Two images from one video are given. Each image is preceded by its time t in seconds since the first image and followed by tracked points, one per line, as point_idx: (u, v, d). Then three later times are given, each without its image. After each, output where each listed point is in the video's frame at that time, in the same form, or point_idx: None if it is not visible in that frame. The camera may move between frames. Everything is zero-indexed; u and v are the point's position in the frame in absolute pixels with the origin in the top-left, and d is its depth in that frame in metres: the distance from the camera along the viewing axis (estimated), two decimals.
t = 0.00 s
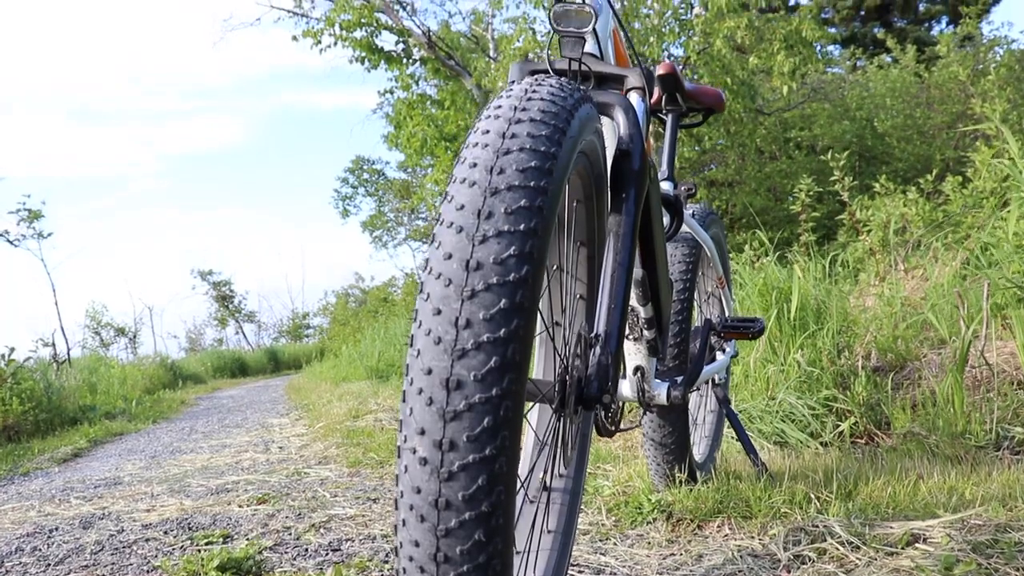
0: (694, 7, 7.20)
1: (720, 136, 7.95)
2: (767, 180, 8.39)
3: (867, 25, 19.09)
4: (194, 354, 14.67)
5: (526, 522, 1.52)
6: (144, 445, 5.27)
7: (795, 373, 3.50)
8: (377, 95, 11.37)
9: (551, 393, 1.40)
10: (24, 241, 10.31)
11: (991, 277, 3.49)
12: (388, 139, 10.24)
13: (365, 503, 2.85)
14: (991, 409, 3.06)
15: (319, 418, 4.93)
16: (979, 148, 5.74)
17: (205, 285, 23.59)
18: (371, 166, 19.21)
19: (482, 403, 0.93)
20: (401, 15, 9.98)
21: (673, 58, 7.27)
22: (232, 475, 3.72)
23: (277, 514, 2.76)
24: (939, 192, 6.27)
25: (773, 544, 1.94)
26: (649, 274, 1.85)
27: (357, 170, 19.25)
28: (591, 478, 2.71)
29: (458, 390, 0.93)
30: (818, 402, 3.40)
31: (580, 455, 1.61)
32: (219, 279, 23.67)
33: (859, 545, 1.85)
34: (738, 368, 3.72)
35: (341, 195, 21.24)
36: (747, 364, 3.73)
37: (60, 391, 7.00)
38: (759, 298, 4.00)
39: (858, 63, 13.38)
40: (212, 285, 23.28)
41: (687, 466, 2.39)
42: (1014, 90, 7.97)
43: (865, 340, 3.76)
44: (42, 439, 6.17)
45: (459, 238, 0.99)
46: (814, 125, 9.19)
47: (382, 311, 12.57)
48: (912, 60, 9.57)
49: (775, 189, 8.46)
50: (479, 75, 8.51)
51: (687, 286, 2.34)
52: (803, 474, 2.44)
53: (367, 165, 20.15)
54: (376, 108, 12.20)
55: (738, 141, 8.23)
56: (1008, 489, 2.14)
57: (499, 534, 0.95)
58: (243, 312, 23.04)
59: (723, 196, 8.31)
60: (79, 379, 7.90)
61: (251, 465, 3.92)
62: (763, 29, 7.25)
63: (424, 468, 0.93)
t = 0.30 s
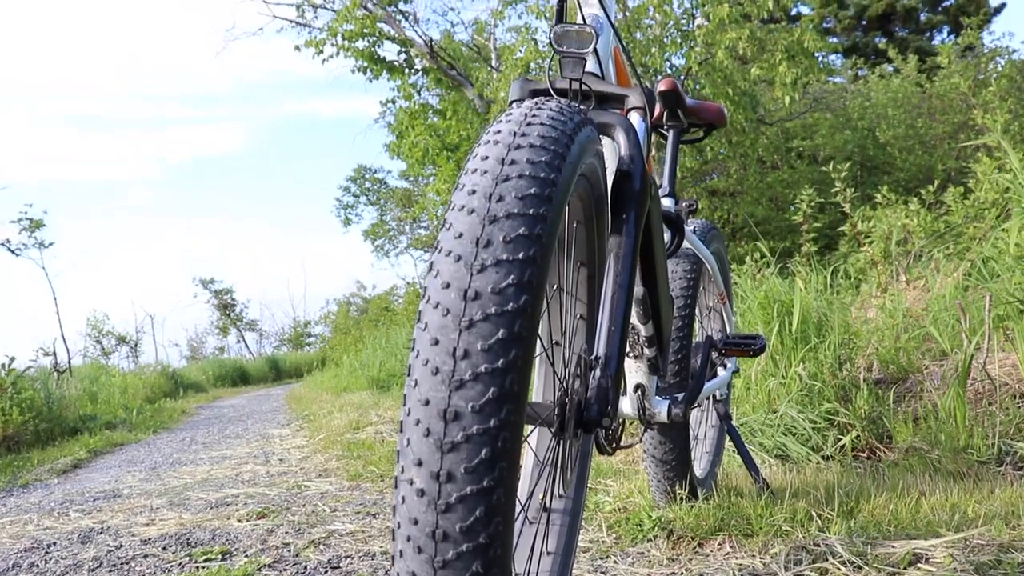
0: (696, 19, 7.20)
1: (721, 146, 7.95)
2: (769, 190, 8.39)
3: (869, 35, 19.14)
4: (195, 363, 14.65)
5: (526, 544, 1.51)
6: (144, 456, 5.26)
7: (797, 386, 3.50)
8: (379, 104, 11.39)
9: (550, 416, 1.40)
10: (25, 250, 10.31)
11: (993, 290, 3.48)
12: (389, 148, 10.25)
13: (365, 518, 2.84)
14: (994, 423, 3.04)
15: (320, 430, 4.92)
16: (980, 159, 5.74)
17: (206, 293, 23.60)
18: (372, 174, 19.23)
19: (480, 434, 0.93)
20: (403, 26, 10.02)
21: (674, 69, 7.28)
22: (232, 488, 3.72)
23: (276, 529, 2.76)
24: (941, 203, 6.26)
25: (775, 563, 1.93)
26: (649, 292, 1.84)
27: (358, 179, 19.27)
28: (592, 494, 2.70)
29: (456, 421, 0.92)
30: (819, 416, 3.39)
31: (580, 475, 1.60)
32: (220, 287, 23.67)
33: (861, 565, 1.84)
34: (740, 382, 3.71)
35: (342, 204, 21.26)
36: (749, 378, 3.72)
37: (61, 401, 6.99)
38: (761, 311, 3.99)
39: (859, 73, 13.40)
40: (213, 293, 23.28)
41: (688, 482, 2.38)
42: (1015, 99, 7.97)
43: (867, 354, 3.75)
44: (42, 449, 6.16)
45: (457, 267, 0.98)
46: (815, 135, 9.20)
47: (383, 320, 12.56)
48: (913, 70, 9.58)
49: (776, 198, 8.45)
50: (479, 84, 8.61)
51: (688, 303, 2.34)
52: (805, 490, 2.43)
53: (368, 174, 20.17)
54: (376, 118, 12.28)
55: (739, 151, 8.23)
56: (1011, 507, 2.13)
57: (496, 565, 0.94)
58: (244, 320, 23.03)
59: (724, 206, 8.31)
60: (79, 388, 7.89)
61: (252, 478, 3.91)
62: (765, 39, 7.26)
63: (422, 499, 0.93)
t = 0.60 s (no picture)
0: (695, 25, 7.21)
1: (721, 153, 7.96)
2: (768, 196, 8.40)
3: (867, 40, 19.20)
4: (194, 369, 14.63)
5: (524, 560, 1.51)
6: (143, 464, 5.25)
7: (796, 395, 3.49)
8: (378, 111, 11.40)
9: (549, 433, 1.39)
10: (24, 257, 10.28)
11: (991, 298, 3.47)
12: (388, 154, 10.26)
13: (363, 529, 2.83)
14: (994, 433, 3.03)
15: (319, 438, 4.92)
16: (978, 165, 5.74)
17: (205, 299, 23.59)
18: (372, 180, 19.24)
19: (477, 457, 0.93)
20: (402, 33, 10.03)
21: (673, 75, 7.29)
22: (231, 498, 3.71)
23: (275, 540, 2.75)
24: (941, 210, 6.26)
25: None
26: (648, 304, 1.84)
27: (358, 185, 19.28)
28: (591, 504, 2.69)
29: (453, 444, 0.92)
30: (819, 425, 3.38)
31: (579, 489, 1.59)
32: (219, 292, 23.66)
33: None
34: (739, 390, 3.71)
35: (341, 210, 21.29)
36: (748, 386, 3.72)
37: (59, 408, 6.98)
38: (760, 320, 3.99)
39: (857, 78, 13.43)
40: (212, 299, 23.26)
41: (687, 493, 2.38)
42: (1013, 105, 7.98)
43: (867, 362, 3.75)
44: (42, 457, 6.15)
45: (454, 289, 0.98)
46: (814, 141, 9.21)
47: (383, 326, 12.55)
48: (912, 76, 9.60)
49: (776, 205, 8.46)
50: (479, 91, 8.63)
51: (686, 314, 2.34)
52: (804, 501, 2.42)
53: (368, 180, 20.18)
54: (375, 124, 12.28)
55: (738, 157, 8.24)
56: (1011, 518, 2.13)
57: None
58: (243, 326, 23.02)
59: (724, 211, 8.31)
60: (78, 395, 7.88)
61: (251, 487, 3.90)
62: (764, 46, 7.26)
63: (419, 522, 0.93)
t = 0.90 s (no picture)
0: (695, 30, 7.17)
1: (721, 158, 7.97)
2: (768, 202, 8.41)
3: (867, 44, 19.24)
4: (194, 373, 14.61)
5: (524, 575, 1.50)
6: (143, 470, 5.25)
7: (797, 403, 3.49)
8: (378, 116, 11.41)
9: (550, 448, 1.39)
10: (25, 262, 10.27)
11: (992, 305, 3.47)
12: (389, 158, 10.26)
13: (364, 538, 2.83)
14: (995, 443, 3.03)
15: (319, 444, 4.91)
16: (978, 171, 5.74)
17: (205, 303, 23.59)
18: (372, 184, 19.25)
19: (479, 479, 0.92)
20: (402, 38, 10.04)
21: (673, 81, 7.30)
22: (231, 505, 3.71)
23: (275, 549, 2.75)
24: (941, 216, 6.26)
25: None
26: (649, 315, 1.83)
27: (358, 189, 19.30)
28: (591, 514, 2.69)
29: (455, 467, 0.92)
30: (819, 432, 3.38)
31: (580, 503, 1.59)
32: (219, 296, 23.65)
33: None
34: (740, 398, 3.71)
35: (342, 214, 21.31)
36: (748, 394, 3.71)
37: (60, 413, 6.97)
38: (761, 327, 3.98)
39: (858, 82, 13.43)
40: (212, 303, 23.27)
41: (688, 504, 2.38)
42: (1013, 110, 7.99)
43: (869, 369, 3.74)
44: (41, 462, 6.14)
45: (455, 310, 0.98)
46: (814, 146, 9.22)
47: (383, 331, 12.55)
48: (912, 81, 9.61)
49: (776, 210, 8.47)
50: (479, 97, 8.65)
51: (687, 324, 2.33)
52: (804, 513, 2.42)
53: (368, 184, 20.19)
54: (375, 129, 12.29)
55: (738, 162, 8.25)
56: (1013, 529, 2.13)
57: None
58: (244, 330, 23.01)
59: (724, 216, 8.32)
60: (79, 400, 7.87)
61: (251, 494, 3.90)
62: (764, 52, 7.28)
63: (420, 544, 0.92)
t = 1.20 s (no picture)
0: (694, 34, 7.17)
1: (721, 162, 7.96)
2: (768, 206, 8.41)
3: (867, 46, 19.27)
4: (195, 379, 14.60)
5: None
6: (144, 477, 5.24)
7: (798, 409, 3.49)
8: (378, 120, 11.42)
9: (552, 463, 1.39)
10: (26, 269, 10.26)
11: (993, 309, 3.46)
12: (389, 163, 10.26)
13: (365, 546, 2.83)
14: (998, 449, 3.02)
15: (320, 450, 4.91)
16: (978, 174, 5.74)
17: (206, 308, 23.59)
18: (372, 188, 19.26)
19: (481, 500, 0.92)
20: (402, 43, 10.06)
21: (673, 85, 7.30)
22: (233, 513, 3.70)
23: (277, 558, 2.75)
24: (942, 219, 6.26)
25: None
26: (650, 326, 1.82)
27: (358, 193, 19.31)
28: (593, 522, 2.68)
29: (457, 489, 0.92)
30: (821, 439, 3.38)
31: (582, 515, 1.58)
32: (219, 301, 23.64)
33: None
34: (741, 404, 3.70)
35: (342, 219, 21.32)
36: (749, 400, 3.70)
37: (60, 420, 6.96)
38: (761, 333, 3.98)
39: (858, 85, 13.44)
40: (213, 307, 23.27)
41: (690, 513, 2.37)
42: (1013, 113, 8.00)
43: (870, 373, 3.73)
44: (42, 469, 6.13)
45: (457, 331, 0.98)
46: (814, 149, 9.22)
47: (384, 335, 12.55)
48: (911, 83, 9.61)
49: (776, 213, 8.46)
50: (480, 102, 8.67)
51: (689, 334, 2.33)
52: (807, 520, 2.41)
53: (368, 188, 20.21)
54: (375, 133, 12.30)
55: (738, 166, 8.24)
56: (1016, 537, 2.13)
57: None
58: (244, 335, 23.01)
59: (725, 220, 8.33)
60: (79, 406, 7.87)
61: (252, 502, 3.90)
62: (764, 56, 7.30)
63: (423, 566, 0.92)
